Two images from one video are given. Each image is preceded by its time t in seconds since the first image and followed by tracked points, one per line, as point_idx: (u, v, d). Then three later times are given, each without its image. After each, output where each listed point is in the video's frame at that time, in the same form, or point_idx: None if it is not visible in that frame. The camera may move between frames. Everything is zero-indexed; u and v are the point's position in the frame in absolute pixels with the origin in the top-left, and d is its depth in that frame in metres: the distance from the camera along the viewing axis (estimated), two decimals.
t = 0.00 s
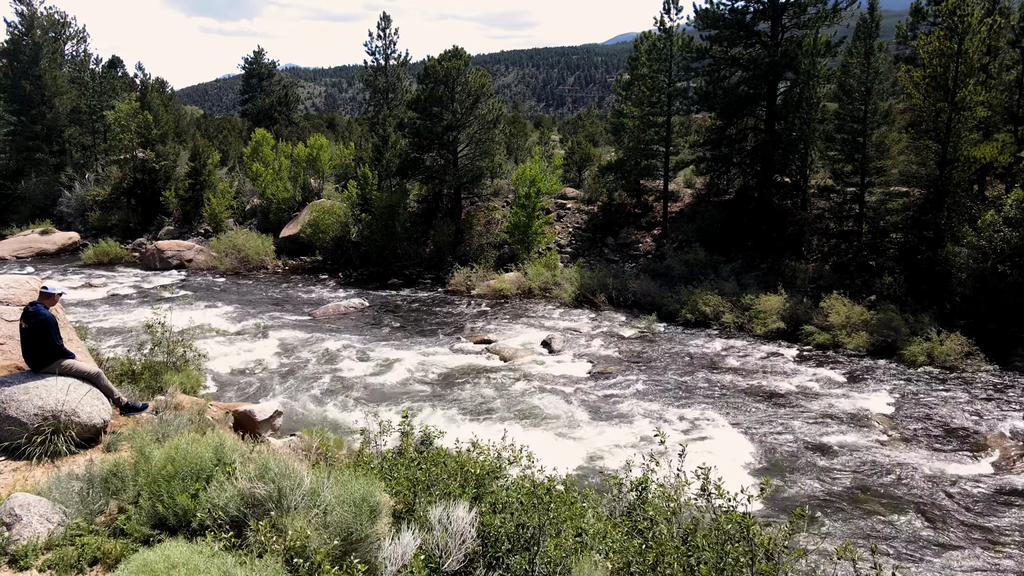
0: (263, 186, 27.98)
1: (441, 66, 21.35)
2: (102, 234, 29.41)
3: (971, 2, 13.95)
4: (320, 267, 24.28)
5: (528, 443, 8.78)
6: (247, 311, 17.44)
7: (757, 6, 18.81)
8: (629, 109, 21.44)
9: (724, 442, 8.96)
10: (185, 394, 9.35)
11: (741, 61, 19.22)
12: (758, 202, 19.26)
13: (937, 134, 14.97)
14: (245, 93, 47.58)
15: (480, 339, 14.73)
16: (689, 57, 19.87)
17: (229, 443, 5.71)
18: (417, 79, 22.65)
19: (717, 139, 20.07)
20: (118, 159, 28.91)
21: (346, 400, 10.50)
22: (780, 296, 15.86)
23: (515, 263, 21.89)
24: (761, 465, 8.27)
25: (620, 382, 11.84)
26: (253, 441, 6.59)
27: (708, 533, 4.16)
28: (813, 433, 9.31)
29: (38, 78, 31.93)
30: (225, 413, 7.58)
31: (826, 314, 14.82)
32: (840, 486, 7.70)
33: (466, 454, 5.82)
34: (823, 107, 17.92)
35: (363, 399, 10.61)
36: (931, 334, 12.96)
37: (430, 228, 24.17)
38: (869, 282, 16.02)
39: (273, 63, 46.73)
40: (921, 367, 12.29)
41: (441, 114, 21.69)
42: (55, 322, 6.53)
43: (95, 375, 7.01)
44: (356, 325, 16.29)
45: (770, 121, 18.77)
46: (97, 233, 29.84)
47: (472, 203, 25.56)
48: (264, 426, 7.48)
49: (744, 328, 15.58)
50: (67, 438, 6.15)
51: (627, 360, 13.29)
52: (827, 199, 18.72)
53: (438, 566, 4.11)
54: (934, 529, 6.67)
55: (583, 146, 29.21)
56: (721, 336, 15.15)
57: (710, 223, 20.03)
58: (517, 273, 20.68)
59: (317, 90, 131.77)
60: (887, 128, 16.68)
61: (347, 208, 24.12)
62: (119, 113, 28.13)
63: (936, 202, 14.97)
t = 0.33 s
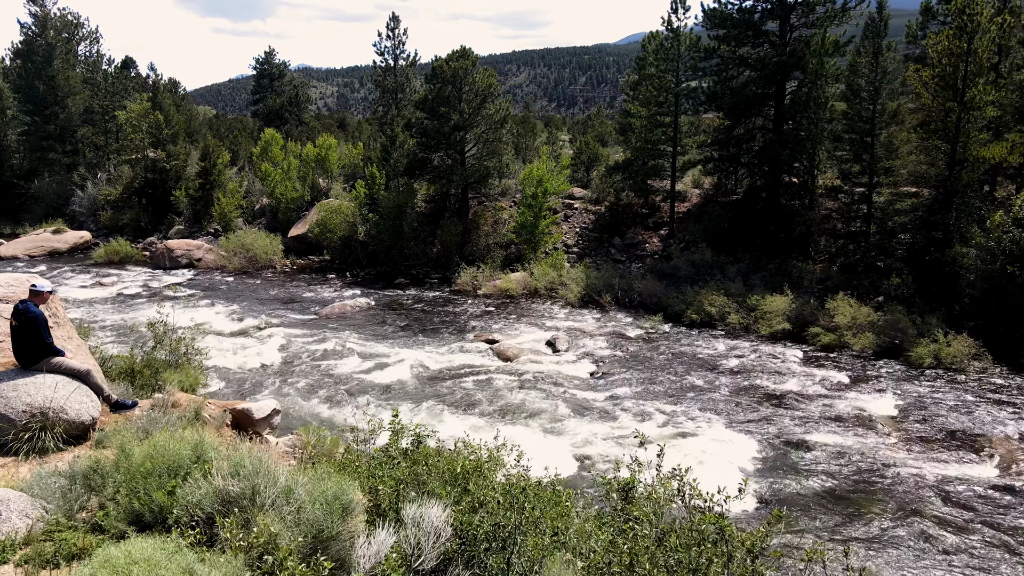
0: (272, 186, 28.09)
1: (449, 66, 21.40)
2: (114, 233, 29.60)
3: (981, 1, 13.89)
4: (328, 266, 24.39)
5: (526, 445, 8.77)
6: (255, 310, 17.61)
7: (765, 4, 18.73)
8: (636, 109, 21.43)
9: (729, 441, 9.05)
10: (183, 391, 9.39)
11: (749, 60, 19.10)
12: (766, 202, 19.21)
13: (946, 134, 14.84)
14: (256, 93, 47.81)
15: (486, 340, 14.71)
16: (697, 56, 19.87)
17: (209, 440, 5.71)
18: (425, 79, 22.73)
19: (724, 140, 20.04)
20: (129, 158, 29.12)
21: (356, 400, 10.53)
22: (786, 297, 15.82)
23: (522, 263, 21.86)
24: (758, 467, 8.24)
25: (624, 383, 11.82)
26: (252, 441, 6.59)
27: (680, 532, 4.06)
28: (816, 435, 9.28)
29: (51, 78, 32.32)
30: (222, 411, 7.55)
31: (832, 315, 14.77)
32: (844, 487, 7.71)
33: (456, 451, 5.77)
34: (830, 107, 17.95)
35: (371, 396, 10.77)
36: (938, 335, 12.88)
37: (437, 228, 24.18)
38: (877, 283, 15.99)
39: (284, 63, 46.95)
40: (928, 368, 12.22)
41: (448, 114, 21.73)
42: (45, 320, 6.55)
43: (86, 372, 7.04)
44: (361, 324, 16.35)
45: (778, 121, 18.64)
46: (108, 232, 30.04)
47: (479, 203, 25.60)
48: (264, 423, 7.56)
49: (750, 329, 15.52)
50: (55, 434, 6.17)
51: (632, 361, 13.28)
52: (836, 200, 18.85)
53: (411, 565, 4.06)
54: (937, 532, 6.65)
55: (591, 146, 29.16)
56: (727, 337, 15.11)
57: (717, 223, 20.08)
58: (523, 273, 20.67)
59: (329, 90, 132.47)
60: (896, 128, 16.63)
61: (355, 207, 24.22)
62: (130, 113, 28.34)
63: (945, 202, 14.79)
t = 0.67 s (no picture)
0: (281, 185, 28.19)
1: (456, 66, 21.48)
2: (125, 232, 29.81)
3: None
4: (335, 266, 24.42)
5: (516, 446, 8.77)
6: (262, 309, 17.65)
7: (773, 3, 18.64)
8: (643, 109, 21.40)
9: (733, 443, 9.03)
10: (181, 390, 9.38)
11: (757, 60, 18.99)
12: (774, 202, 19.10)
13: (955, 134, 14.76)
14: (266, 94, 48.10)
15: (492, 339, 14.70)
16: (704, 56, 19.74)
17: (188, 439, 5.63)
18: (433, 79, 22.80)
19: (731, 140, 19.89)
20: (140, 158, 29.28)
21: (363, 399, 10.56)
22: (792, 297, 15.80)
23: (528, 263, 21.86)
24: (760, 471, 8.19)
25: (627, 384, 11.79)
26: (245, 441, 6.49)
27: (657, 529, 4.01)
28: (820, 438, 9.24)
29: (64, 78, 32.55)
30: (220, 409, 7.61)
31: (838, 316, 14.72)
32: (848, 488, 7.69)
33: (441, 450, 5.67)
34: (839, 107, 17.59)
35: (377, 395, 10.82)
36: (945, 337, 12.82)
37: (444, 228, 24.18)
38: (885, 284, 15.96)
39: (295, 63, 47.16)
40: (935, 369, 12.17)
41: (455, 114, 21.78)
42: (33, 317, 6.45)
43: (74, 370, 6.86)
44: (367, 324, 16.38)
45: (786, 121, 18.62)
46: (120, 232, 30.26)
47: (487, 203, 25.64)
48: (260, 422, 7.58)
49: (755, 330, 15.50)
50: (41, 431, 5.94)
51: (638, 361, 13.28)
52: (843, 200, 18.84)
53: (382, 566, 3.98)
54: (941, 535, 6.63)
55: (598, 146, 29.15)
56: (732, 337, 15.07)
57: (725, 223, 19.67)
58: (529, 273, 20.68)
59: (340, 91, 133.07)
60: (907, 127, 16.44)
61: (363, 207, 24.35)
62: (141, 113, 28.52)
63: (954, 203, 14.79)
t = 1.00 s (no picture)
0: (289, 185, 28.28)
1: (464, 67, 21.48)
2: (136, 232, 29.97)
3: None
4: (343, 266, 24.45)
5: (507, 448, 8.72)
6: (268, 309, 17.62)
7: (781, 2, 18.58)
8: (649, 109, 21.37)
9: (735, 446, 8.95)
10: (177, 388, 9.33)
11: (765, 59, 18.97)
12: (781, 203, 18.92)
13: (964, 134, 14.59)
14: (277, 94, 48.38)
15: (498, 339, 14.71)
16: (712, 56, 19.89)
17: (167, 437, 5.52)
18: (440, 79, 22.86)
19: (740, 140, 19.88)
20: (150, 157, 29.45)
21: (370, 398, 10.58)
22: (799, 298, 15.76)
23: (535, 263, 21.85)
24: (762, 474, 8.14)
25: (631, 385, 11.78)
26: (238, 441, 6.46)
27: (625, 524, 4.05)
28: (825, 439, 9.23)
29: (77, 78, 32.82)
30: (217, 408, 7.60)
31: (845, 318, 14.69)
32: (855, 492, 7.65)
33: (432, 452, 5.66)
34: (847, 107, 17.62)
35: (383, 393, 10.87)
36: (951, 338, 12.76)
37: (451, 228, 24.20)
38: (892, 286, 15.86)
39: (306, 63, 47.40)
40: (941, 372, 12.11)
41: (463, 114, 21.83)
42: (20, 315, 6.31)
43: (63, 368, 6.67)
44: (374, 323, 16.43)
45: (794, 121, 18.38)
46: (131, 231, 30.50)
47: (494, 203, 25.67)
48: (258, 421, 7.58)
49: (761, 331, 15.46)
50: (28, 429, 5.71)
51: (644, 362, 13.28)
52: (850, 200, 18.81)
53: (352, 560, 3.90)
54: (944, 537, 6.62)
55: (606, 146, 29.12)
56: (736, 338, 15.03)
57: (731, 223, 19.93)
58: (536, 273, 20.69)
59: (351, 90, 133.64)
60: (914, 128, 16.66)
61: (370, 207, 24.43)
62: (152, 113, 28.72)
63: (963, 204, 14.61)
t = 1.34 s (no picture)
0: (301, 184, 28.45)
1: (473, 66, 21.54)
2: (150, 231, 30.27)
3: None
4: (353, 265, 24.56)
5: (501, 449, 8.67)
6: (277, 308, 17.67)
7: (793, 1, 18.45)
8: (659, 109, 21.35)
9: (743, 445, 9.02)
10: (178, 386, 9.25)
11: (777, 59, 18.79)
12: (792, 203, 18.85)
13: (977, 134, 14.42)
14: (291, 94, 48.84)
15: (507, 339, 14.72)
16: (723, 54, 19.74)
17: (149, 435, 5.40)
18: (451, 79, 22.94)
19: (751, 140, 19.74)
20: (164, 156, 29.70)
21: (378, 398, 10.57)
22: (807, 300, 15.63)
23: (544, 263, 21.86)
24: (762, 476, 8.11)
25: (637, 385, 11.77)
26: (228, 440, 6.40)
27: (604, 522, 4.13)
28: (833, 442, 9.15)
29: (92, 79, 33.21)
30: (219, 406, 7.67)
31: (854, 319, 14.55)
32: (864, 496, 7.56)
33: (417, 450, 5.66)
34: (857, 106, 17.72)
35: (390, 392, 10.93)
36: (962, 341, 12.64)
37: (461, 228, 24.24)
38: (903, 287, 15.62)
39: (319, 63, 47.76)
40: (951, 374, 12.01)
41: (473, 114, 21.89)
42: (11, 311, 6.09)
43: (57, 366, 6.46)
44: (384, 322, 16.49)
45: (806, 120, 18.23)
46: (145, 230, 30.83)
47: (504, 203, 25.70)
48: (258, 420, 7.60)
49: (769, 332, 15.37)
50: (18, 426, 5.53)
51: (653, 363, 13.23)
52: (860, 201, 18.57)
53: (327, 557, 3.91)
54: (953, 542, 6.56)
55: (617, 146, 29.08)
56: (744, 340, 14.94)
57: (741, 225, 19.87)
58: (544, 273, 20.69)
59: (366, 90, 134.40)
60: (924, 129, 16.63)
61: (380, 207, 24.52)
62: (167, 114, 29.00)
63: (975, 205, 14.50)
